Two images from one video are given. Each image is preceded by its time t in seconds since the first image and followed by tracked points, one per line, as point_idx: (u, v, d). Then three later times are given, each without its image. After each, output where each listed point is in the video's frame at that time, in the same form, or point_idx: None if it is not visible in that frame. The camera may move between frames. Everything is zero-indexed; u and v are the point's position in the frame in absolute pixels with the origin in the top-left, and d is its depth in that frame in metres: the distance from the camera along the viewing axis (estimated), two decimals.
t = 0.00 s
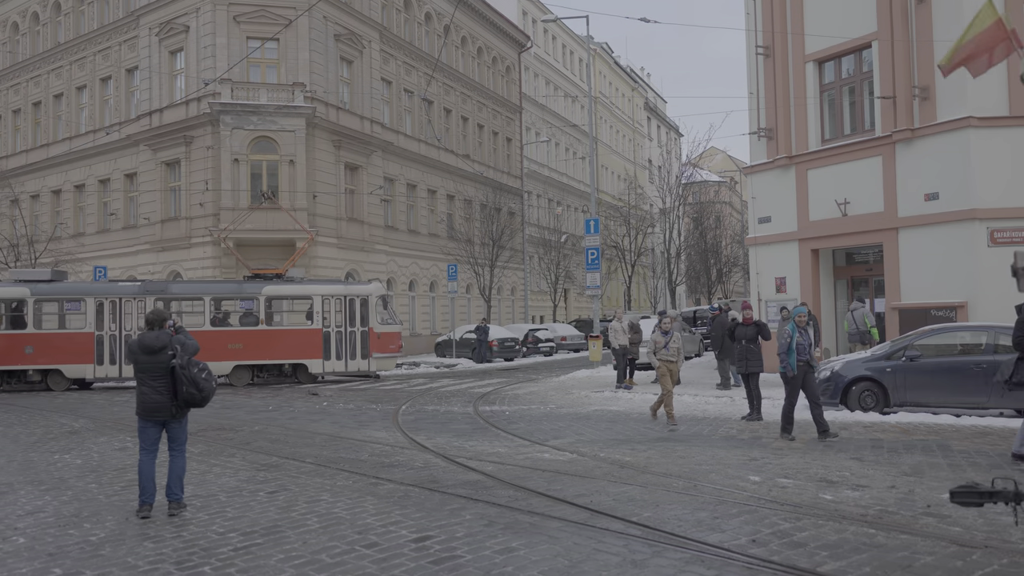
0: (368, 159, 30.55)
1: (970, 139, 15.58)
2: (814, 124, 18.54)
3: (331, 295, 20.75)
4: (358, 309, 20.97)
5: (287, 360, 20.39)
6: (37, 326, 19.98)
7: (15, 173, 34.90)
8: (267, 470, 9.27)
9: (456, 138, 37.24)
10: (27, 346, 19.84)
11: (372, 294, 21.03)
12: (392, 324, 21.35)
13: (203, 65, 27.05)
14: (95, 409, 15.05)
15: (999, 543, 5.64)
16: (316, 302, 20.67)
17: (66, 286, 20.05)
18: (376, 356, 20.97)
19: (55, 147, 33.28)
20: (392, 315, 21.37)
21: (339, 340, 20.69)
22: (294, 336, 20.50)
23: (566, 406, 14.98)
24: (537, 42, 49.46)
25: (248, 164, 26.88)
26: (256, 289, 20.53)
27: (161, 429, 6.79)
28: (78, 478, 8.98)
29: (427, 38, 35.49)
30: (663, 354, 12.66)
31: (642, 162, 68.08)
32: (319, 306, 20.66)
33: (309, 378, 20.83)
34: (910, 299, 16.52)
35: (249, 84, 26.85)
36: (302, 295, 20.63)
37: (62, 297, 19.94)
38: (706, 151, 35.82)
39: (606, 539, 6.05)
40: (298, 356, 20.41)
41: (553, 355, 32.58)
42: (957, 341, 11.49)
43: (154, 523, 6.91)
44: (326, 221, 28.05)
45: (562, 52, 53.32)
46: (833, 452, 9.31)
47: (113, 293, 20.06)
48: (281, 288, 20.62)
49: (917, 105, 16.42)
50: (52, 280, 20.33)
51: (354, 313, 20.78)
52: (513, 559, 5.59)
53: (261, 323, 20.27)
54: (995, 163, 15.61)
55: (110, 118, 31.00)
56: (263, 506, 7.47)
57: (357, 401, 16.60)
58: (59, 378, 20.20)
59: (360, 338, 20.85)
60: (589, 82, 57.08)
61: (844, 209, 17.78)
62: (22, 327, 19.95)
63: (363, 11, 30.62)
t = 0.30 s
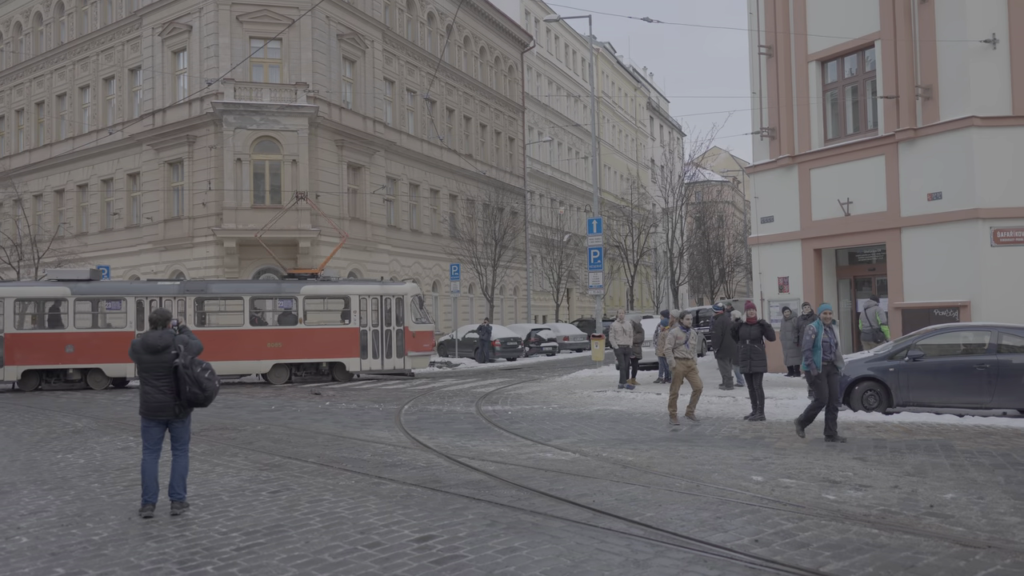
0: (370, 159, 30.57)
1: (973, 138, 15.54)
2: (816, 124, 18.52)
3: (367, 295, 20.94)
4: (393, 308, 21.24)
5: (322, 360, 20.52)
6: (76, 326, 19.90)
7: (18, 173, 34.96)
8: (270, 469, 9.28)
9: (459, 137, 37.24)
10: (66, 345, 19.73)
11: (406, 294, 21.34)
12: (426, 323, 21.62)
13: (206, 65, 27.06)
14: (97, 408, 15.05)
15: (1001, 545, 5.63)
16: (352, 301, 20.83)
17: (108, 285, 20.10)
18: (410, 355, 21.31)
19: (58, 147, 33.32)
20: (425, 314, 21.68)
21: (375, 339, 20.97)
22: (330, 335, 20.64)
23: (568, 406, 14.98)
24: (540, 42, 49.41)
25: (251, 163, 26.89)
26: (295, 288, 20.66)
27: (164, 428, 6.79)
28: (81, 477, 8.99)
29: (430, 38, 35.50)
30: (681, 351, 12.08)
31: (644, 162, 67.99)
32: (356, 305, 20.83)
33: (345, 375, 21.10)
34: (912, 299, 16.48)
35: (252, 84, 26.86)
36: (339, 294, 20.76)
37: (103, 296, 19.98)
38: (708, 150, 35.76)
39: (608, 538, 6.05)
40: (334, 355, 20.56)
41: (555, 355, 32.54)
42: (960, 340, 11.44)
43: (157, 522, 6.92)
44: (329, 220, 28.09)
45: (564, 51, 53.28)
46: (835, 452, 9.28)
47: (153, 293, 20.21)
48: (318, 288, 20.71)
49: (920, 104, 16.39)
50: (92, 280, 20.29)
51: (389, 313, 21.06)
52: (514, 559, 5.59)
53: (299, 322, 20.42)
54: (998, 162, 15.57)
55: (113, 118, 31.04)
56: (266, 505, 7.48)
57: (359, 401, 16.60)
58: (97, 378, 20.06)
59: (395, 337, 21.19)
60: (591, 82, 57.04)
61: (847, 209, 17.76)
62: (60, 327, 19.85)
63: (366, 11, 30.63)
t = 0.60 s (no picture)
0: (372, 159, 30.56)
1: (976, 138, 15.52)
2: (819, 124, 18.49)
3: (401, 294, 21.20)
4: (426, 308, 21.37)
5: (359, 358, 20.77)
6: (115, 326, 19.98)
7: (21, 173, 34.99)
8: (272, 469, 9.27)
9: (461, 138, 37.24)
10: (107, 345, 19.79)
11: (440, 294, 21.43)
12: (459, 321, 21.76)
13: (209, 65, 27.08)
14: (100, 408, 15.05)
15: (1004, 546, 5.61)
16: (387, 301, 21.09)
17: (147, 285, 20.16)
18: (444, 353, 21.38)
19: (61, 147, 33.37)
20: (458, 313, 21.76)
21: (410, 337, 21.20)
22: (364, 334, 20.88)
23: (571, 406, 14.96)
24: (542, 42, 49.37)
25: (253, 163, 26.89)
26: (331, 288, 20.93)
27: (167, 427, 6.79)
28: (83, 477, 8.99)
29: (432, 38, 35.51)
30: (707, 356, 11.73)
31: (647, 161, 67.94)
32: (390, 304, 21.11)
33: (379, 372, 21.41)
34: (915, 299, 16.45)
35: (255, 84, 26.88)
36: (373, 294, 21.03)
37: (144, 296, 20.08)
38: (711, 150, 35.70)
39: (611, 538, 6.04)
40: (370, 352, 20.84)
41: (558, 355, 32.49)
42: (963, 340, 11.41)
43: (160, 521, 6.92)
44: (331, 220, 28.10)
45: (566, 51, 53.25)
46: (837, 452, 9.26)
47: (191, 292, 20.23)
48: (355, 288, 20.99)
49: (923, 104, 16.37)
50: (129, 280, 20.41)
51: (423, 312, 21.22)
52: (516, 559, 5.57)
53: (336, 321, 20.69)
54: (1001, 162, 15.54)
55: (116, 118, 31.08)
56: (268, 505, 7.47)
57: (362, 400, 16.58)
58: (136, 377, 19.95)
59: (429, 336, 21.30)
60: (594, 81, 57.00)
61: (849, 209, 17.74)
62: (99, 327, 19.88)
63: (369, 11, 30.64)
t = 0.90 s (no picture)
0: (374, 158, 30.57)
1: (978, 138, 15.50)
2: (821, 124, 18.46)
3: (433, 294, 21.59)
4: (456, 308, 21.78)
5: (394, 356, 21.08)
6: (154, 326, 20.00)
7: (23, 173, 35.01)
8: (273, 469, 9.26)
9: (463, 137, 37.25)
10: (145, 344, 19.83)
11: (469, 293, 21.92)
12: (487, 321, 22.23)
13: (211, 65, 27.09)
14: (102, 408, 15.05)
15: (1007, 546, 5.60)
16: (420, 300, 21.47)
17: (185, 285, 20.08)
18: (474, 352, 21.82)
19: (63, 147, 33.41)
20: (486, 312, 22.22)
21: (441, 336, 21.57)
22: (398, 333, 21.21)
23: (573, 406, 14.95)
24: (545, 42, 49.37)
25: (255, 163, 26.90)
26: (365, 288, 21.23)
27: (169, 428, 6.80)
28: (85, 476, 8.99)
29: (434, 38, 35.53)
30: (729, 351, 11.29)
31: (649, 161, 67.91)
32: (423, 304, 21.48)
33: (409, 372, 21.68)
34: (917, 299, 16.43)
35: (257, 84, 26.89)
36: (407, 293, 21.37)
37: (182, 295, 19.98)
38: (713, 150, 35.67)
39: (612, 538, 6.03)
40: (405, 351, 21.17)
41: (560, 355, 32.46)
42: (965, 340, 11.39)
43: (161, 521, 6.92)
44: (333, 220, 28.13)
45: (569, 51, 53.25)
46: (839, 452, 9.26)
47: (229, 291, 20.24)
48: (389, 287, 21.34)
49: (925, 104, 16.34)
50: (166, 280, 20.38)
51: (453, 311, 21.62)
52: (518, 559, 5.57)
53: (371, 320, 20.99)
54: (1003, 162, 15.52)
55: (118, 118, 31.12)
56: (270, 505, 7.46)
57: (363, 400, 16.58)
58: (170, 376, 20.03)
59: (460, 334, 21.73)
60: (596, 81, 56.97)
61: (851, 209, 17.72)
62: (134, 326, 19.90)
63: (371, 11, 30.66)
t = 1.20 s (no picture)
0: (376, 158, 30.58)
1: (980, 138, 15.49)
2: (823, 124, 18.43)
3: (463, 294, 21.90)
4: (483, 308, 22.10)
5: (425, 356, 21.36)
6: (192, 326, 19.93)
7: (26, 173, 35.05)
8: (275, 469, 9.27)
9: (465, 138, 37.26)
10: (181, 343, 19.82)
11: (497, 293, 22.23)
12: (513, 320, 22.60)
13: (213, 65, 27.10)
14: (104, 408, 15.07)
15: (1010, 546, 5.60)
16: (451, 300, 21.80)
17: (223, 284, 20.10)
18: (501, 351, 22.21)
19: (65, 147, 33.47)
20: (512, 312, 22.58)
21: (470, 335, 21.88)
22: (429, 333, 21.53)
23: (574, 406, 14.95)
24: (547, 42, 49.38)
25: (257, 163, 26.91)
26: (398, 288, 21.49)
27: (171, 428, 6.80)
28: (87, 476, 9.00)
29: (436, 38, 35.54)
30: (756, 357, 11.05)
31: (650, 161, 67.91)
32: (452, 304, 21.81)
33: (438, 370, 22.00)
34: (919, 299, 16.42)
35: (259, 84, 26.91)
36: (438, 293, 21.69)
37: (221, 295, 19.97)
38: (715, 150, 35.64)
39: (614, 539, 6.03)
40: (436, 350, 21.51)
41: (562, 355, 32.48)
42: (968, 340, 11.38)
43: (163, 521, 6.93)
44: (335, 220, 28.17)
45: (571, 51, 53.25)
46: (842, 452, 9.25)
47: (265, 291, 20.28)
48: (420, 287, 21.65)
49: (927, 104, 16.32)
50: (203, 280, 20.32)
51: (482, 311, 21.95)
52: (520, 559, 5.57)
53: (403, 320, 21.27)
54: (1006, 162, 15.51)
55: (120, 118, 31.16)
56: (272, 505, 7.47)
57: (365, 400, 16.59)
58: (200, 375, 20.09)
59: (487, 334, 22.06)
60: (598, 81, 56.95)
61: (853, 209, 17.70)
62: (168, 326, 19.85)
63: (373, 11, 30.68)
